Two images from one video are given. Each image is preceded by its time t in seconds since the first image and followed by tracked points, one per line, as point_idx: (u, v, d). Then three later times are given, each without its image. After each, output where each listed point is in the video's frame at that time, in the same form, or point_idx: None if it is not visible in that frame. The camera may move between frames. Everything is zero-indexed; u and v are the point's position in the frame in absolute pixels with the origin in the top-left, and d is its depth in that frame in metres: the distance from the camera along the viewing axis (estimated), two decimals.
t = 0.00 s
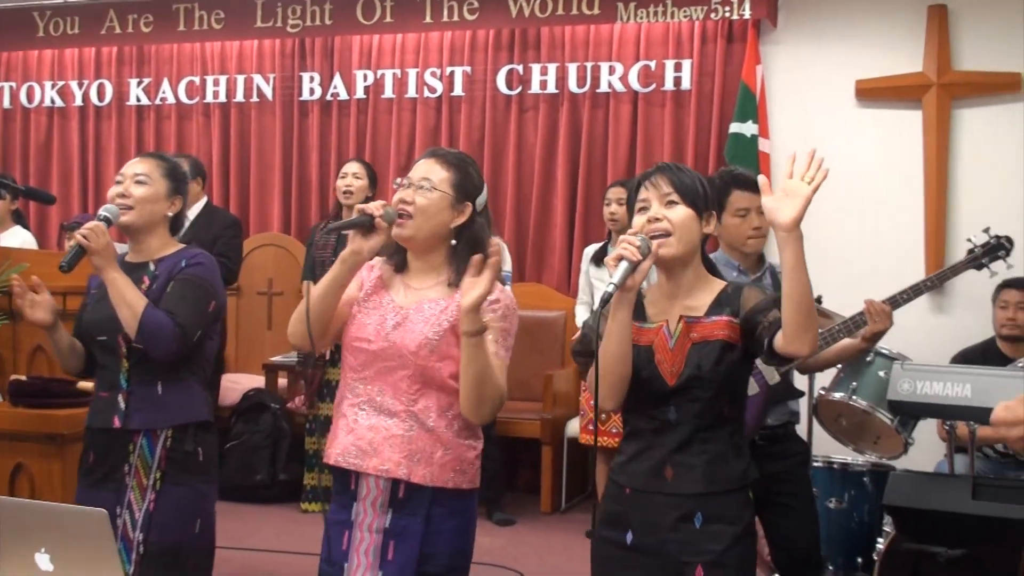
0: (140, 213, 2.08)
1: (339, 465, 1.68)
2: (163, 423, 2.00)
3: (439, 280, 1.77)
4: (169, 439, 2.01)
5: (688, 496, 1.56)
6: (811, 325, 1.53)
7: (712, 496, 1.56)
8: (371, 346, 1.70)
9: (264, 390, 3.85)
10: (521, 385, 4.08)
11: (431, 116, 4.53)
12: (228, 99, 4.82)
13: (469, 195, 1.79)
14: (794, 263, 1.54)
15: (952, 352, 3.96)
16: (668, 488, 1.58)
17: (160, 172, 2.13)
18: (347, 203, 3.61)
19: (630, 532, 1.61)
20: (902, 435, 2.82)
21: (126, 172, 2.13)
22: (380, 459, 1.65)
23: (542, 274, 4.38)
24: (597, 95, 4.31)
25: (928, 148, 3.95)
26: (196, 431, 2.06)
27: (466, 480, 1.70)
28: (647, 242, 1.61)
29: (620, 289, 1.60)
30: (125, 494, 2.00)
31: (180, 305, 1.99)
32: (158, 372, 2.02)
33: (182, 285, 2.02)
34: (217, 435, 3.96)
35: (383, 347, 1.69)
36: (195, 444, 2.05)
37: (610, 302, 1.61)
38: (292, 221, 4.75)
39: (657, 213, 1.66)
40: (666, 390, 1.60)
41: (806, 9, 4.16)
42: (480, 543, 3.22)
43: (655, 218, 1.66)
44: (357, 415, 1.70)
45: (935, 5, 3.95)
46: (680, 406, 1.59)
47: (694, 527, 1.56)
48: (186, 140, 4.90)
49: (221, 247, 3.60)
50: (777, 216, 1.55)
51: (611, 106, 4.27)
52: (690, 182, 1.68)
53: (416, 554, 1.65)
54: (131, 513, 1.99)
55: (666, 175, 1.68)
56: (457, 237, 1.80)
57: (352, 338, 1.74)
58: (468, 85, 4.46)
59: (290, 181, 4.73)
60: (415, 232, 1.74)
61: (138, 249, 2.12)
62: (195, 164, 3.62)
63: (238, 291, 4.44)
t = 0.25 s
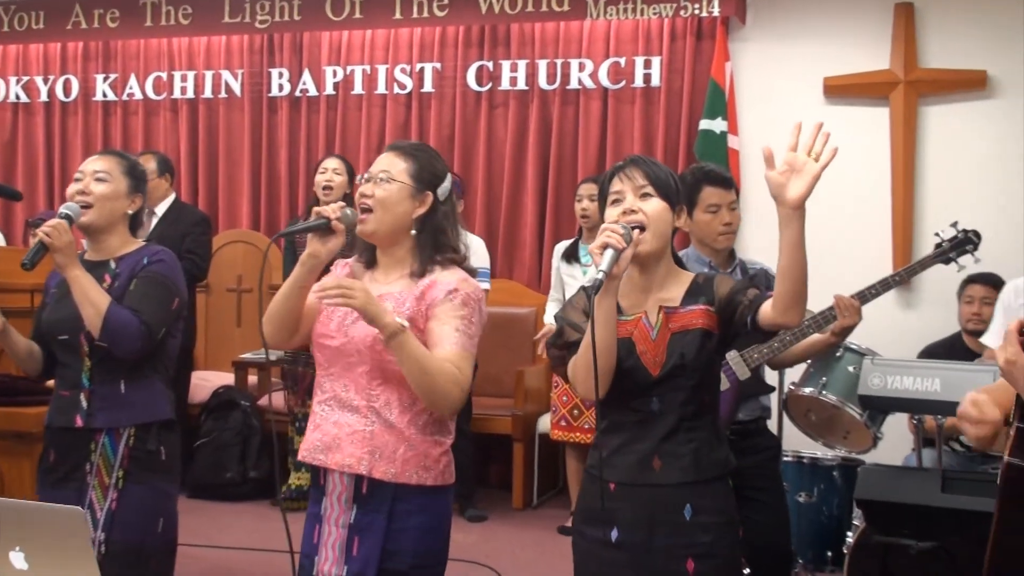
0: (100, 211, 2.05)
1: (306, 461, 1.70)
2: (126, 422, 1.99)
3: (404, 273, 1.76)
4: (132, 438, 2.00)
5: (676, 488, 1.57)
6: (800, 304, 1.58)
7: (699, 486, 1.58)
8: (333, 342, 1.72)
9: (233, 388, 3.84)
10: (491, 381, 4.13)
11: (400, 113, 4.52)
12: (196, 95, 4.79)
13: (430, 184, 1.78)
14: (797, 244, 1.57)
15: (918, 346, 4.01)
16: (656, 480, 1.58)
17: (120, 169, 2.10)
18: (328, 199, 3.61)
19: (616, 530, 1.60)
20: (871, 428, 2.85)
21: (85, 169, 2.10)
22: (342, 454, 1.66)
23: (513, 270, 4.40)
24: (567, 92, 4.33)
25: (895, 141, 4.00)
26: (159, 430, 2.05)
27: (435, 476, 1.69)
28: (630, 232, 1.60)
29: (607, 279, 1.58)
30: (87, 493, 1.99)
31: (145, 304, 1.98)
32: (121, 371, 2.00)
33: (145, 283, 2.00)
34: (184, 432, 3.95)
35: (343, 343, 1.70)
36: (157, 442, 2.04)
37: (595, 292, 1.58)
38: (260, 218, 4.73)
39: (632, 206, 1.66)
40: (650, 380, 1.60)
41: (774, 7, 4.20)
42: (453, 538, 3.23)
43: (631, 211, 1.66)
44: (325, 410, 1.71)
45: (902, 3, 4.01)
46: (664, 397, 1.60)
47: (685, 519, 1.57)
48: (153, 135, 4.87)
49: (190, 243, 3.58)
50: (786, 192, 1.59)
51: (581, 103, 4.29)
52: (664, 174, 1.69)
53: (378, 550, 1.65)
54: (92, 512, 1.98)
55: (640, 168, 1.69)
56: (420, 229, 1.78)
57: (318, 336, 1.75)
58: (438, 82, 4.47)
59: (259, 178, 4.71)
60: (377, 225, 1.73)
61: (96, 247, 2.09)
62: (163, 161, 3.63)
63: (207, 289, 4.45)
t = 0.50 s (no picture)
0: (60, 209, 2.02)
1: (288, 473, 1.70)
2: (91, 421, 1.97)
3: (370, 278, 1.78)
4: (98, 438, 1.99)
5: (645, 488, 1.59)
6: (767, 310, 1.57)
7: (668, 488, 1.59)
8: (305, 351, 1.72)
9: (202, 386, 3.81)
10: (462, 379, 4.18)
11: (370, 110, 4.51)
12: (164, 90, 4.77)
13: (391, 188, 1.79)
14: (757, 252, 1.56)
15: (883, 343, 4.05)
16: (626, 480, 1.59)
17: (79, 167, 2.08)
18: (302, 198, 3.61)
19: (585, 526, 1.62)
20: (840, 424, 2.88)
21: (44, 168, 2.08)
22: (320, 463, 1.66)
23: (483, 267, 4.40)
24: (538, 90, 4.34)
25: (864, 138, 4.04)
26: (125, 429, 2.04)
27: (413, 479, 1.69)
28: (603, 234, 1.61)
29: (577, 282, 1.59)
30: (52, 493, 1.97)
31: (108, 301, 1.97)
32: (84, 369, 1.99)
33: (108, 281, 1.99)
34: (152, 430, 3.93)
35: (313, 353, 1.71)
36: (123, 442, 2.03)
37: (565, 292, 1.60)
38: (228, 214, 4.71)
39: (605, 209, 1.67)
40: (620, 382, 1.62)
41: (744, 6, 4.23)
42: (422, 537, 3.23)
43: (603, 213, 1.66)
44: (303, 423, 1.72)
45: (870, 2, 4.05)
46: (635, 398, 1.61)
47: (650, 518, 1.58)
48: (120, 131, 4.84)
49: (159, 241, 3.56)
50: (741, 200, 1.57)
51: (551, 101, 4.30)
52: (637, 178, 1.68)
53: (359, 554, 1.65)
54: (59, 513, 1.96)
55: (614, 169, 1.69)
56: (385, 233, 1.80)
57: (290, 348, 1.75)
58: (408, 79, 4.46)
59: (228, 174, 4.69)
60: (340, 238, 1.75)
61: (56, 246, 2.06)
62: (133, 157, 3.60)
63: (177, 286, 4.46)
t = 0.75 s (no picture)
0: (28, 204, 2.01)
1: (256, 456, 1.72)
2: (60, 417, 1.97)
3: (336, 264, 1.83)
4: (65, 435, 1.99)
5: (601, 483, 1.59)
6: (714, 299, 1.56)
7: (624, 484, 1.59)
8: (272, 331, 1.75)
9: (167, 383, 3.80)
10: (428, 375, 4.21)
11: (338, 106, 4.51)
12: (129, 86, 4.73)
13: (356, 175, 1.82)
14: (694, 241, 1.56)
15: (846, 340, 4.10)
16: (582, 475, 1.60)
17: (46, 161, 2.07)
18: (261, 191, 3.58)
19: (547, 519, 1.63)
20: (805, 421, 2.91)
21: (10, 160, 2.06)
22: (290, 441, 1.68)
23: (451, 264, 4.42)
24: (505, 88, 4.35)
25: (829, 136, 4.09)
26: (93, 426, 2.04)
27: (376, 458, 1.74)
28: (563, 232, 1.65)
29: (534, 275, 1.63)
30: (19, 490, 1.97)
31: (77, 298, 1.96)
32: (52, 365, 1.98)
33: (78, 278, 1.98)
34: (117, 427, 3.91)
35: (282, 332, 1.74)
36: (92, 439, 2.04)
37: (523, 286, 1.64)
38: (194, 210, 4.69)
39: (580, 206, 1.70)
40: (578, 376, 1.63)
41: (711, 6, 4.26)
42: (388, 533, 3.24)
43: (576, 211, 1.69)
44: (269, 402, 1.74)
45: (835, 2, 4.09)
46: (593, 394, 1.62)
47: (603, 515, 1.58)
48: (84, 127, 4.80)
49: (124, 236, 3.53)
50: (665, 193, 1.56)
51: (519, 99, 4.31)
52: (615, 179, 1.70)
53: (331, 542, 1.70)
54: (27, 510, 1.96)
55: (592, 167, 1.72)
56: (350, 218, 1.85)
57: (253, 328, 1.78)
58: (376, 76, 4.46)
59: (194, 170, 4.67)
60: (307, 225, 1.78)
61: (22, 240, 2.05)
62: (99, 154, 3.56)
63: (142, 283, 4.44)
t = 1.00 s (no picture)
0: (16, 203, 2.03)
1: (225, 454, 1.74)
2: (38, 417, 2.01)
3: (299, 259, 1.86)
4: (44, 434, 2.03)
5: (569, 475, 1.59)
6: (680, 281, 1.58)
7: (591, 476, 1.59)
8: (241, 332, 1.76)
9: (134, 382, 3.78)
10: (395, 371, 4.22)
11: (307, 104, 4.50)
12: (95, 83, 4.70)
13: (311, 175, 1.88)
14: (663, 223, 1.58)
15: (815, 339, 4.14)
16: (550, 467, 1.61)
17: (37, 160, 2.08)
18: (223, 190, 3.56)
19: (515, 513, 1.64)
20: (773, 417, 2.93)
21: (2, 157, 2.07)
22: (264, 440, 1.72)
23: (420, 262, 4.42)
24: (475, 85, 4.36)
25: (796, 134, 4.12)
26: (74, 425, 2.09)
27: (341, 453, 1.79)
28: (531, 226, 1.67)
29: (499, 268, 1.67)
30: None
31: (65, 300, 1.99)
32: (33, 366, 2.02)
33: (64, 279, 2.01)
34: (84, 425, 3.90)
35: (252, 332, 1.76)
36: (71, 437, 2.08)
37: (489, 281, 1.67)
38: (161, 209, 4.66)
39: (550, 200, 1.71)
40: (545, 368, 1.64)
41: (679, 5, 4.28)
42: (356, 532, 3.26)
43: (548, 204, 1.70)
44: (237, 400, 1.76)
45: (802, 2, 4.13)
46: (560, 386, 1.63)
47: (572, 507, 1.58)
48: (50, 124, 4.76)
49: (92, 234, 3.51)
50: (638, 174, 1.60)
51: (489, 96, 4.32)
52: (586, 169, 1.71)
53: (302, 532, 1.75)
54: (7, 509, 2.00)
55: (565, 162, 1.73)
56: (308, 216, 1.90)
57: (219, 329, 1.79)
58: (345, 73, 4.45)
59: (162, 168, 4.65)
60: (271, 221, 1.82)
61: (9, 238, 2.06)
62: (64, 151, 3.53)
63: (109, 281, 4.42)
